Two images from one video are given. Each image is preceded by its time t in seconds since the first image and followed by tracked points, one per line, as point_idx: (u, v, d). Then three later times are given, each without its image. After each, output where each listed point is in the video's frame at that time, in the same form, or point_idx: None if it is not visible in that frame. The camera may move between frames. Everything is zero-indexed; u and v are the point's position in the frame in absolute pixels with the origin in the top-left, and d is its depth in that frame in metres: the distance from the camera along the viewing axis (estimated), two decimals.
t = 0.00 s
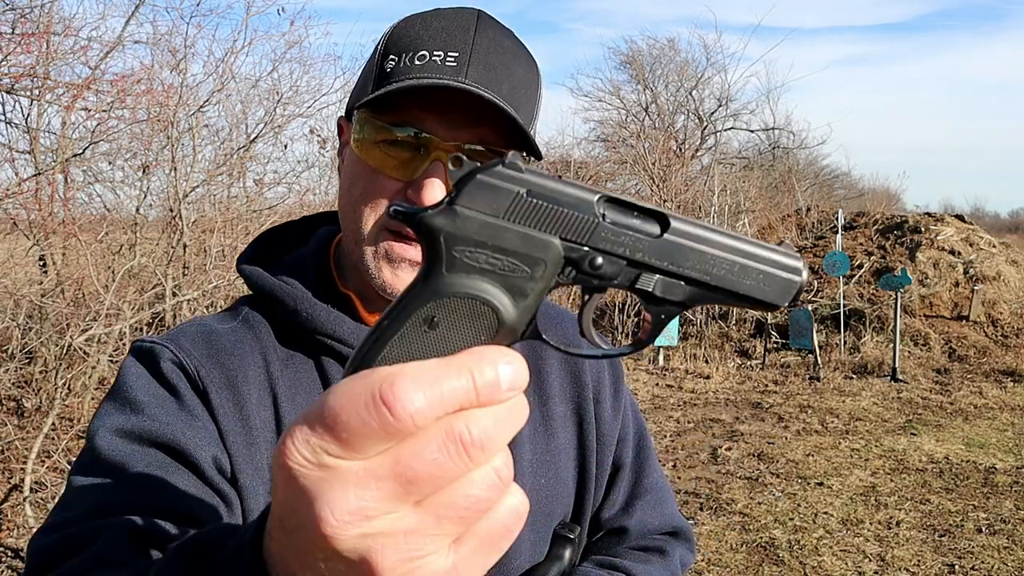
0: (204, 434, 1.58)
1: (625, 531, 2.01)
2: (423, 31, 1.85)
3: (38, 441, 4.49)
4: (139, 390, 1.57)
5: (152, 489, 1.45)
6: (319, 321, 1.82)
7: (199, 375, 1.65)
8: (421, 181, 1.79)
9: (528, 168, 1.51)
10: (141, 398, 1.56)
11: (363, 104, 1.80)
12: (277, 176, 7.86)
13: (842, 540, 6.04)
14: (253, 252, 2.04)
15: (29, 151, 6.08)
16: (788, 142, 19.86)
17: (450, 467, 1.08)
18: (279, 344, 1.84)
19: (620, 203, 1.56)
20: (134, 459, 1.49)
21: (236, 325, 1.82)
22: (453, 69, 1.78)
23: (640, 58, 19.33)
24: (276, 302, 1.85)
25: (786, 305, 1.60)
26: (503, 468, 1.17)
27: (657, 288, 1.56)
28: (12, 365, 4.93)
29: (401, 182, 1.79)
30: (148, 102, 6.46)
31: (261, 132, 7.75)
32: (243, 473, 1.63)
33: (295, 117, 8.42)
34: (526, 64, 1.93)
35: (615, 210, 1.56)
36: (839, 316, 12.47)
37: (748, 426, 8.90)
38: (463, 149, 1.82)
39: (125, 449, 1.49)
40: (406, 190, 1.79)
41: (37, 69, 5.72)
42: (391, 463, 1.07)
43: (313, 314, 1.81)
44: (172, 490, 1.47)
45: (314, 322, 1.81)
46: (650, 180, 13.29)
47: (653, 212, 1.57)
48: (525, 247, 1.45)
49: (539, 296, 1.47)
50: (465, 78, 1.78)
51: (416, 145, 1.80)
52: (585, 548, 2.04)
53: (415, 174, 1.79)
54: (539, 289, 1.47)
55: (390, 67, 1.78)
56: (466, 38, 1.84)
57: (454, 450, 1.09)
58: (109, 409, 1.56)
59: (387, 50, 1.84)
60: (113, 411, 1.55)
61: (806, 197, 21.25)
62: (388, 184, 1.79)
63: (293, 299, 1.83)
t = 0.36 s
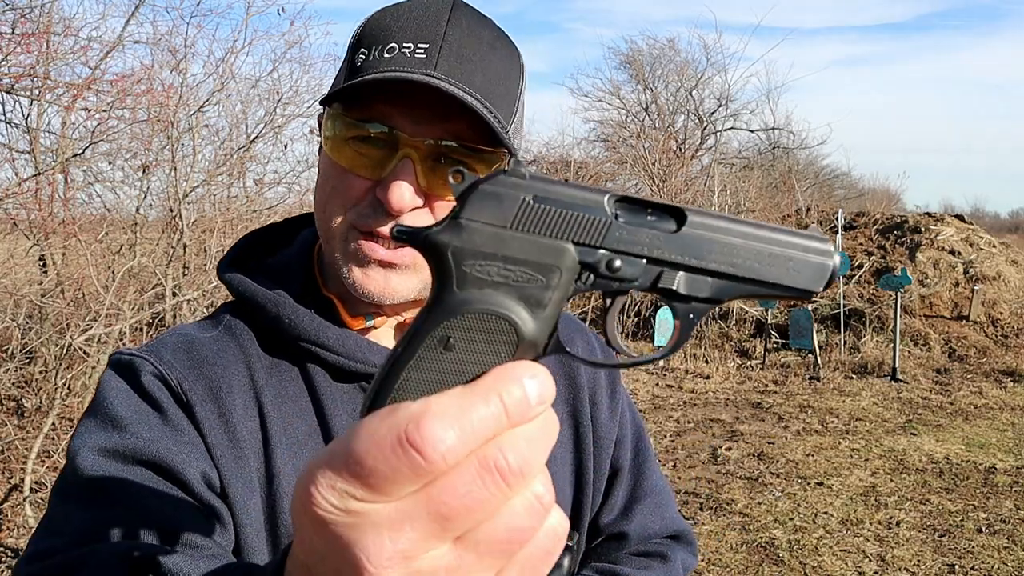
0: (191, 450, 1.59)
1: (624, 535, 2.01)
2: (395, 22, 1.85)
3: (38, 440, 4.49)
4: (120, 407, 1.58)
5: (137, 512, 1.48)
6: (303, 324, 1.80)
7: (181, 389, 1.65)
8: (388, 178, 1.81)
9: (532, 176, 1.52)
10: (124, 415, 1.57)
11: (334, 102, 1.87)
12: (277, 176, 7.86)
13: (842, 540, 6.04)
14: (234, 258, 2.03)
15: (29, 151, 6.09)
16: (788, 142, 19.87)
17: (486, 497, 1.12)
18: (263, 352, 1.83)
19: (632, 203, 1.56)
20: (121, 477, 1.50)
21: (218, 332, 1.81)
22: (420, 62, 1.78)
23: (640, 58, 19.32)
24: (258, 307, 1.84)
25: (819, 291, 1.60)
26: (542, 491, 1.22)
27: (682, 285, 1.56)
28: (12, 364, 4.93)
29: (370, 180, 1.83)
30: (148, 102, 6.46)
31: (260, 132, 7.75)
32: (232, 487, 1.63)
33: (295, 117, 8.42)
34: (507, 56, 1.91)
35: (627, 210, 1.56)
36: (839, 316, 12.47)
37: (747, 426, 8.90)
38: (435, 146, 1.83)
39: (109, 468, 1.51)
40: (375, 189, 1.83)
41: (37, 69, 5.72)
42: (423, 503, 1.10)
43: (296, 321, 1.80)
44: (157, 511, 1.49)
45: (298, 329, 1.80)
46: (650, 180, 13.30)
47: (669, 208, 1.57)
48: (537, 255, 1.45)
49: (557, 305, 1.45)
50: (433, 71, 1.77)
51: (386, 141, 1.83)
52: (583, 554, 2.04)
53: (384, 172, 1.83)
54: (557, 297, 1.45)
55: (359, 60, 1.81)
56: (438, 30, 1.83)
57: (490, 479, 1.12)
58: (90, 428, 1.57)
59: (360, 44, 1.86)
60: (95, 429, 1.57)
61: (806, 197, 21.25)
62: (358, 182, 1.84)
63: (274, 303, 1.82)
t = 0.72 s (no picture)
0: (186, 451, 1.58)
1: (624, 533, 2.02)
2: (390, 21, 1.85)
3: (38, 441, 4.49)
4: (114, 410, 1.59)
5: (127, 517, 1.48)
6: (297, 326, 1.79)
7: (176, 391, 1.65)
8: (385, 180, 1.83)
9: (541, 174, 1.49)
10: (118, 417, 1.57)
11: (329, 104, 1.87)
12: (277, 176, 7.87)
13: (842, 540, 6.04)
14: (230, 261, 2.06)
15: (29, 151, 6.08)
16: (788, 142, 19.87)
17: (511, 514, 1.17)
18: (258, 353, 1.82)
19: (643, 203, 1.56)
20: (114, 480, 1.51)
21: (214, 334, 1.82)
22: (416, 62, 1.78)
23: (640, 58, 19.31)
24: (253, 308, 1.84)
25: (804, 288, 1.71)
26: (558, 502, 1.26)
27: (691, 287, 1.60)
28: (12, 364, 4.93)
29: (367, 182, 1.85)
30: (148, 102, 6.46)
31: (260, 132, 7.76)
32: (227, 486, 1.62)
33: (295, 117, 8.42)
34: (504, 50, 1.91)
35: (637, 209, 1.56)
36: (839, 316, 12.47)
37: (748, 426, 8.90)
38: (431, 147, 1.84)
39: (103, 470, 1.52)
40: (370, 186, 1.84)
41: (36, 69, 5.72)
42: (448, 524, 1.13)
43: (291, 321, 1.79)
44: (148, 514, 1.49)
45: (292, 330, 1.79)
46: (650, 180, 13.32)
47: (678, 208, 1.58)
48: (553, 261, 1.44)
49: (568, 312, 1.47)
50: (429, 70, 1.78)
51: (382, 143, 1.84)
52: (585, 552, 2.05)
53: (380, 175, 1.84)
54: (570, 304, 1.47)
55: (354, 61, 1.82)
56: (433, 28, 1.82)
57: (515, 495, 1.17)
58: (85, 431, 1.58)
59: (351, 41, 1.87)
60: (90, 432, 1.58)
61: (806, 197, 21.25)
62: (355, 184, 1.85)
63: (268, 305, 1.82)
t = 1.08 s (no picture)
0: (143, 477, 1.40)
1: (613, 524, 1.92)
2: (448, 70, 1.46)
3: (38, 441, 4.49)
4: (70, 423, 1.40)
5: (62, 550, 1.31)
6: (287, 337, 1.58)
7: (134, 406, 1.44)
8: (440, 253, 1.53)
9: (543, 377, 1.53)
10: (72, 434, 1.38)
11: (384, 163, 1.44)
12: (277, 176, 7.87)
13: (842, 540, 6.04)
14: (216, 256, 1.82)
15: (29, 151, 6.08)
16: (787, 142, 19.91)
17: (386, 552, 1.04)
18: (240, 358, 1.60)
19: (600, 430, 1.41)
20: (58, 507, 1.35)
21: (190, 338, 1.59)
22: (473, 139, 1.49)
23: (640, 58, 19.33)
24: (239, 315, 1.63)
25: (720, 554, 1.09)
26: None
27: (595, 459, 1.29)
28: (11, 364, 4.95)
29: (419, 252, 1.52)
30: (148, 103, 6.46)
31: (260, 132, 7.76)
32: (184, 513, 1.44)
33: (295, 117, 8.42)
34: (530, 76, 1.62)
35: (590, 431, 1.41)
36: (839, 316, 12.47)
37: (748, 426, 8.90)
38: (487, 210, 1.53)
39: (48, 493, 1.36)
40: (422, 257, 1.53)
41: (36, 69, 5.72)
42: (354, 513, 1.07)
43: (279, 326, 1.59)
44: (86, 546, 1.34)
45: (279, 334, 1.58)
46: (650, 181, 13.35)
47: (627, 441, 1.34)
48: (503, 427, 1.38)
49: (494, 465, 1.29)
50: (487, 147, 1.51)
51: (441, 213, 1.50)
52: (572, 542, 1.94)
53: (436, 245, 1.52)
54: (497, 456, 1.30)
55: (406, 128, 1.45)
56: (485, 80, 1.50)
57: (389, 536, 1.04)
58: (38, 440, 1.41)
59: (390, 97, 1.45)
60: (40, 445, 1.40)
61: (806, 197, 21.28)
62: (404, 253, 1.52)
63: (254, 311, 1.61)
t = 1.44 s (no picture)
0: (105, 489, 1.32)
1: (591, 520, 1.71)
2: (464, 113, 1.33)
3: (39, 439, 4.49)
4: (39, 427, 1.32)
5: (23, 558, 1.27)
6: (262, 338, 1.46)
7: (103, 414, 1.35)
8: (449, 298, 1.41)
9: None
10: (39, 437, 1.31)
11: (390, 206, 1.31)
12: (277, 176, 7.88)
13: (842, 540, 6.05)
14: (191, 261, 1.66)
15: (29, 151, 6.09)
16: (787, 142, 19.95)
17: None
18: (214, 362, 1.48)
19: None
20: (21, 515, 1.29)
21: (165, 341, 1.47)
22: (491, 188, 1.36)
23: (640, 58, 19.35)
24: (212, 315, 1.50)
25: None
26: None
27: None
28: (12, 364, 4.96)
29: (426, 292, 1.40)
30: (148, 103, 6.47)
31: (260, 132, 7.77)
32: (151, 524, 1.35)
33: (295, 117, 8.42)
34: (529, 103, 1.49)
35: None
36: (839, 316, 12.48)
37: (748, 426, 8.91)
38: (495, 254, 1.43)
39: (14, 498, 1.30)
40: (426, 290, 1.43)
41: (37, 69, 5.73)
42: None
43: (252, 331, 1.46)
44: (46, 557, 1.28)
45: (253, 340, 1.46)
46: (650, 180, 13.42)
47: None
48: None
49: None
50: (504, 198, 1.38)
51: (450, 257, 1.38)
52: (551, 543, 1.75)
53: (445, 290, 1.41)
54: None
55: (420, 172, 1.31)
56: (506, 125, 1.36)
57: None
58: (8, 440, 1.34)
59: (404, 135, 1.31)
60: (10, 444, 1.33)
61: (806, 197, 21.31)
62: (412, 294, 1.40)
63: (226, 314, 1.48)
